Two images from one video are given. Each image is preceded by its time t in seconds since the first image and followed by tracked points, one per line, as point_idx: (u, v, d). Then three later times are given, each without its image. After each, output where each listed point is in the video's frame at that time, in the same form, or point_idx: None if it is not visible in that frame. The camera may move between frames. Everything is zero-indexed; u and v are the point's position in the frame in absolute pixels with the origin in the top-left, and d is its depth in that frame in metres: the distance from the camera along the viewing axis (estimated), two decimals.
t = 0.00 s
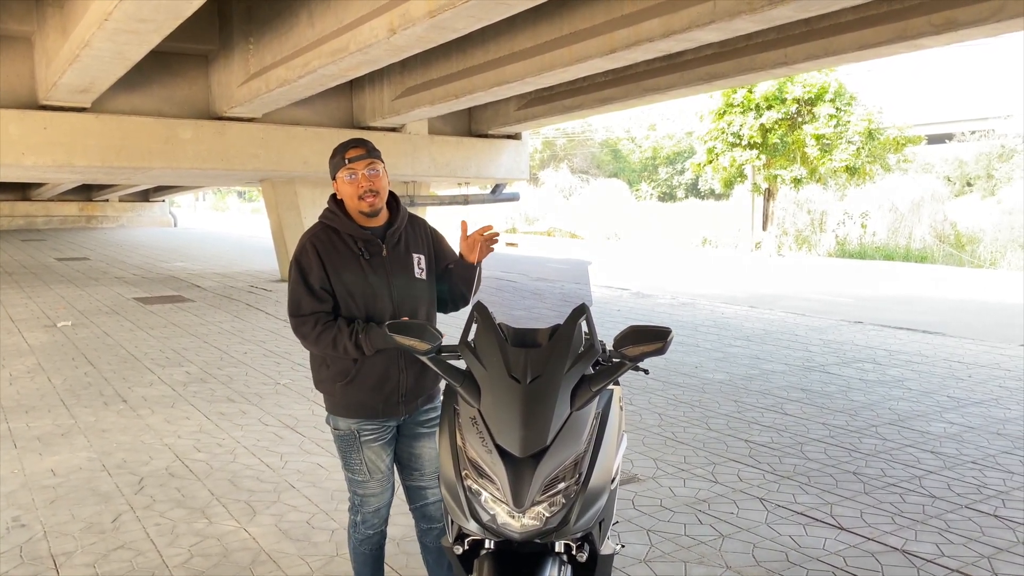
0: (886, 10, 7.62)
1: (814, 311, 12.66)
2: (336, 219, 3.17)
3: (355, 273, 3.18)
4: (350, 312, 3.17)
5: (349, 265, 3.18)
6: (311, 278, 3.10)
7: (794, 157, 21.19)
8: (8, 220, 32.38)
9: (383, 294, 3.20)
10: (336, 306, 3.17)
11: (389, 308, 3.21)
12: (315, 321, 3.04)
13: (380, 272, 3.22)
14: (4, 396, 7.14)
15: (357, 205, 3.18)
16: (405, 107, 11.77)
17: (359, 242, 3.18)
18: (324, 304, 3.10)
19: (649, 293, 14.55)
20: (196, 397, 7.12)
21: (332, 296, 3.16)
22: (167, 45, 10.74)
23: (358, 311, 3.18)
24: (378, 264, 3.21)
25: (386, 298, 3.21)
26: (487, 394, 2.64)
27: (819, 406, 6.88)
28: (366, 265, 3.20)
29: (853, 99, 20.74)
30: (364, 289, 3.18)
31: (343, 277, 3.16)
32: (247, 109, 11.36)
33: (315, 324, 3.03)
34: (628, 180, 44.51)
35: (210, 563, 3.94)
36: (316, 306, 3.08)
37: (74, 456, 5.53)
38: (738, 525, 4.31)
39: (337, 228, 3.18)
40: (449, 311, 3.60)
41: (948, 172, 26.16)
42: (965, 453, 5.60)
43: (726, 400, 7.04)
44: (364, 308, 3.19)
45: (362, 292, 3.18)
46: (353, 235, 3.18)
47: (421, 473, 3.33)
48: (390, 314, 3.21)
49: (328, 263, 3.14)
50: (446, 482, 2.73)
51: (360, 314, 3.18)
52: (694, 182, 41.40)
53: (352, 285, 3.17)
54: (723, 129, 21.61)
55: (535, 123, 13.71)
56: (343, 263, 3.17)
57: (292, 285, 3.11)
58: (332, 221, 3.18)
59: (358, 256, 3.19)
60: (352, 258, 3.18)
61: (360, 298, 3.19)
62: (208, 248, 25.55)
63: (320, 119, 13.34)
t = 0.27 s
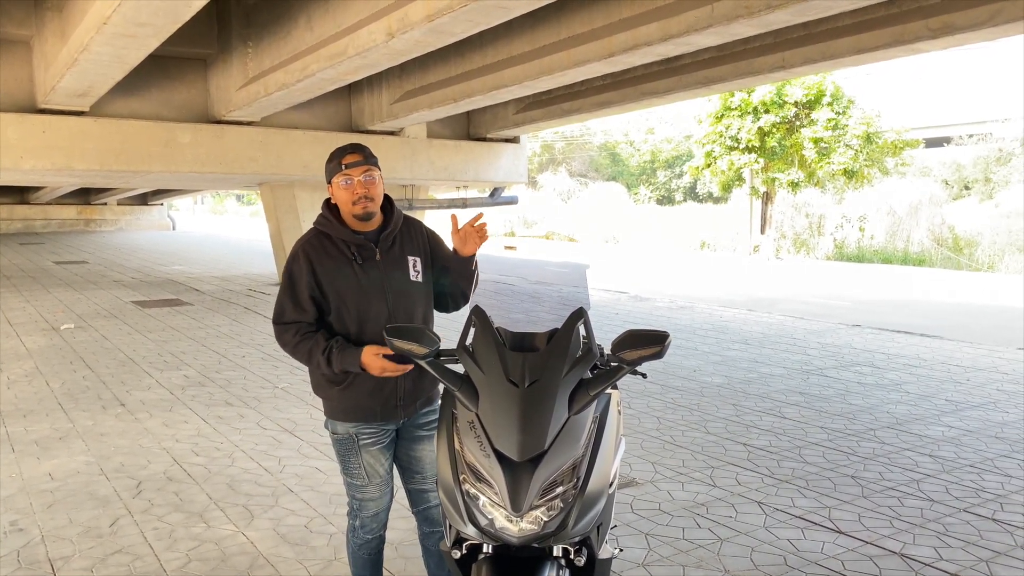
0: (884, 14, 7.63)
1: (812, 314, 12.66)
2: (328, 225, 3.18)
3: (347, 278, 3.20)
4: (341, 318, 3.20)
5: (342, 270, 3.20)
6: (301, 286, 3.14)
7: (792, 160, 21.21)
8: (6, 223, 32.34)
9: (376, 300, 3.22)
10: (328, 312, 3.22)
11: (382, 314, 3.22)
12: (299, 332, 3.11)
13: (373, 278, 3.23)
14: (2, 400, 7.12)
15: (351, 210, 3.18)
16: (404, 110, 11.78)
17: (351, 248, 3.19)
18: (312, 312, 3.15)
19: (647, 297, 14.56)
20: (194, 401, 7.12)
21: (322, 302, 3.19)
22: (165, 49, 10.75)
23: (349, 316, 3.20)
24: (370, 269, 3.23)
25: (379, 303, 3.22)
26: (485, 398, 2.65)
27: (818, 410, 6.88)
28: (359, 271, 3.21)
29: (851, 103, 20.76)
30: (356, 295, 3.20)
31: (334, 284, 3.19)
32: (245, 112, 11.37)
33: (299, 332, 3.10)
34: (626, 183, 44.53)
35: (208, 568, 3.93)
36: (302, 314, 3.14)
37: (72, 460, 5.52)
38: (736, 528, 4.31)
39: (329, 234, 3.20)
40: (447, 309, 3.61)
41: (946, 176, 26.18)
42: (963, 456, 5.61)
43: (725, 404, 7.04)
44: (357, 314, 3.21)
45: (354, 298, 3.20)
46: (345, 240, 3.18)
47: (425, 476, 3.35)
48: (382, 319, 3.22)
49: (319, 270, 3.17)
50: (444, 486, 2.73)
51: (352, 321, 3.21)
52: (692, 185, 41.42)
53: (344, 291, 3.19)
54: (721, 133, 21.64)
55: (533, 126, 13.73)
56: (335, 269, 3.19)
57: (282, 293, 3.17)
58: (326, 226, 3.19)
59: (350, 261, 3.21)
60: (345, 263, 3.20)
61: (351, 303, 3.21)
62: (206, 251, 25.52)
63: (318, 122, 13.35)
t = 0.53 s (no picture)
0: (881, 19, 7.66)
1: (810, 318, 12.67)
2: (317, 233, 3.18)
3: (336, 287, 3.20)
4: (328, 325, 3.21)
5: (331, 278, 3.20)
6: (289, 294, 3.15)
7: (790, 165, 21.24)
8: (3, 227, 32.41)
9: (364, 309, 3.22)
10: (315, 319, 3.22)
11: (369, 320, 3.22)
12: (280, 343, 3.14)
13: (362, 285, 3.24)
14: None
15: (341, 220, 3.18)
16: (402, 114, 11.79)
17: (340, 255, 3.20)
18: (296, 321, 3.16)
19: (645, 301, 14.57)
20: (192, 405, 7.12)
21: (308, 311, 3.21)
22: (164, 53, 10.76)
23: (336, 325, 3.20)
24: (360, 276, 3.23)
25: (368, 311, 3.22)
26: (482, 403, 2.65)
27: (815, 414, 6.89)
28: (347, 279, 3.22)
29: (848, 107, 20.80)
30: (343, 303, 3.20)
31: (323, 292, 3.18)
32: (244, 117, 11.38)
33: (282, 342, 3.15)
34: (625, 187, 44.59)
35: (205, 573, 3.93)
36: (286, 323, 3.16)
37: (69, 464, 5.52)
38: (734, 533, 4.31)
39: (319, 242, 3.20)
40: (434, 309, 3.63)
41: (944, 180, 26.23)
42: (961, 460, 5.62)
43: (723, 408, 7.05)
44: (344, 321, 3.20)
45: (343, 305, 3.20)
46: (335, 249, 3.19)
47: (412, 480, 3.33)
48: (371, 327, 3.22)
49: (307, 278, 3.17)
50: (442, 492, 2.73)
51: (339, 328, 3.20)
52: (691, 189, 41.44)
53: (332, 299, 3.19)
54: (719, 137, 21.68)
55: (532, 131, 13.75)
56: (324, 277, 3.19)
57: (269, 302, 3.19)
58: (316, 234, 3.19)
59: (339, 269, 3.21)
60: (333, 271, 3.20)
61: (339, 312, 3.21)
62: (205, 255, 25.52)
63: (317, 126, 13.36)
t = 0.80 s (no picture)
0: (878, 25, 7.67)
1: (808, 322, 12.69)
2: (308, 239, 3.19)
3: (325, 294, 3.20)
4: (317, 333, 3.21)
5: (321, 285, 3.20)
6: (279, 299, 3.18)
7: (788, 169, 21.28)
8: (1, 232, 32.43)
9: (351, 317, 3.20)
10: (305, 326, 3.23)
11: (356, 328, 3.21)
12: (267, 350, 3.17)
13: (352, 292, 3.23)
14: None
15: (331, 228, 3.18)
16: (401, 119, 11.80)
17: (330, 262, 3.19)
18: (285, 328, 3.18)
19: (644, 305, 14.59)
20: (190, 410, 7.11)
21: (297, 319, 3.22)
22: (163, 58, 10.77)
23: (323, 333, 3.20)
24: (349, 284, 3.22)
25: (356, 319, 3.21)
26: (480, 408, 2.65)
27: (814, 419, 6.89)
28: (336, 286, 3.21)
29: (846, 111, 20.84)
30: (331, 311, 3.19)
31: (311, 299, 3.19)
32: (242, 121, 11.38)
33: (269, 348, 3.17)
34: (623, 192, 44.66)
35: None
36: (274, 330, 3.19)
37: (67, 469, 5.51)
38: (733, 537, 4.31)
39: (310, 248, 3.20)
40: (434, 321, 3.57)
41: (941, 184, 26.29)
42: (959, 465, 5.62)
43: (721, 412, 7.04)
44: (332, 329, 3.20)
45: (330, 313, 3.19)
46: (325, 256, 3.18)
47: (390, 484, 3.23)
48: (357, 336, 3.20)
49: (297, 284, 3.19)
50: (440, 496, 2.73)
51: (327, 336, 3.20)
52: (689, 194, 41.49)
53: (321, 307, 3.19)
54: (717, 141, 21.73)
55: (530, 135, 13.76)
56: (313, 284, 3.20)
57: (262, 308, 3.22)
58: (307, 240, 3.19)
59: (329, 276, 3.21)
60: (323, 278, 3.20)
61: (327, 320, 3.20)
62: (203, 260, 25.51)
63: (315, 131, 13.37)
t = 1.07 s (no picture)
0: (875, 29, 7.69)
1: (807, 326, 12.70)
2: (308, 236, 3.18)
3: (317, 293, 3.17)
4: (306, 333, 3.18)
5: (314, 284, 3.18)
6: (274, 293, 3.18)
7: (786, 173, 21.30)
8: None
9: (340, 320, 3.16)
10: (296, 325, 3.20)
11: (342, 333, 3.16)
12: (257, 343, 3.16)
13: (345, 296, 3.18)
14: None
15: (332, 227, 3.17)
16: (400, 124, 11.81)
17: (326, 262, 3.16)
18: (274, 323, 3.17)
19: (642, 309, 14.60)
20: (188, 415, 7.10)
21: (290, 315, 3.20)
22: (162, 63, 10.77)
23: (311, 333, 3.16)
24: (343, 286, 3.18)
25: (343, 324, 3.16)
26: (479, 412, 2.65)
27: (813, 423, 6.88)
28: (329, 288, 3.17)
29: (844, 115, 20.88)
30: (321, 311, 3.16)
31: (303, 297, 3.17)
32: (241, 126, 11.39)
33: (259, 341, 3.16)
34: (622, 196, 44.73)
35: None
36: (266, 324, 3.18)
37: (65, 474, 5.49)
38: (731, 542, 4.30)
39: (310, 246, 3.19)
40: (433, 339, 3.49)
41: (939, 188, 26.35)
42: (958, 469, 5.61)
43: (720, 417, 7.04)
44: (320, 330, 3.16)
45: (320, 314, 3.16)
46: (322, 255, 3.16)
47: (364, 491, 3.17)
48: (343, 340, 3.16)
49: (292, 280, 3.18)
50: (438, 500, 2.73)
51: (313, 337, 3.17)
52: (688, 198, 41.52)
53: (311, 306, 3.16)
54: (716, 146, 21.77)
55: (529, 140, 13.77)
56: (307, 282, 3.18)
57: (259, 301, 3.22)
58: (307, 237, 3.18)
59: (323, 277, 3.18)
60: (316, 278, 3.18)
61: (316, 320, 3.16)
62: (202, 264, 25.52)
63: (314, 135, 13.38)
